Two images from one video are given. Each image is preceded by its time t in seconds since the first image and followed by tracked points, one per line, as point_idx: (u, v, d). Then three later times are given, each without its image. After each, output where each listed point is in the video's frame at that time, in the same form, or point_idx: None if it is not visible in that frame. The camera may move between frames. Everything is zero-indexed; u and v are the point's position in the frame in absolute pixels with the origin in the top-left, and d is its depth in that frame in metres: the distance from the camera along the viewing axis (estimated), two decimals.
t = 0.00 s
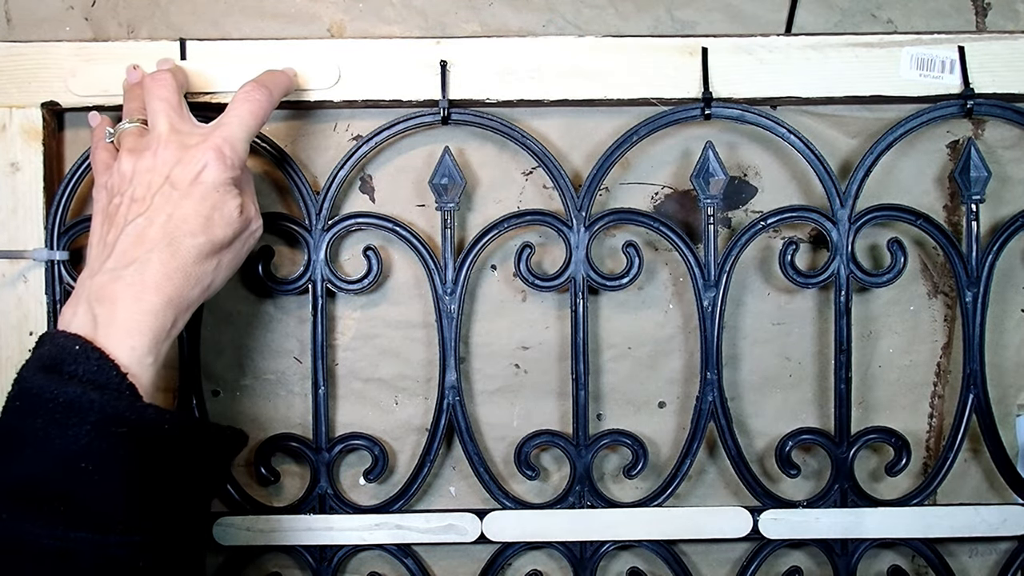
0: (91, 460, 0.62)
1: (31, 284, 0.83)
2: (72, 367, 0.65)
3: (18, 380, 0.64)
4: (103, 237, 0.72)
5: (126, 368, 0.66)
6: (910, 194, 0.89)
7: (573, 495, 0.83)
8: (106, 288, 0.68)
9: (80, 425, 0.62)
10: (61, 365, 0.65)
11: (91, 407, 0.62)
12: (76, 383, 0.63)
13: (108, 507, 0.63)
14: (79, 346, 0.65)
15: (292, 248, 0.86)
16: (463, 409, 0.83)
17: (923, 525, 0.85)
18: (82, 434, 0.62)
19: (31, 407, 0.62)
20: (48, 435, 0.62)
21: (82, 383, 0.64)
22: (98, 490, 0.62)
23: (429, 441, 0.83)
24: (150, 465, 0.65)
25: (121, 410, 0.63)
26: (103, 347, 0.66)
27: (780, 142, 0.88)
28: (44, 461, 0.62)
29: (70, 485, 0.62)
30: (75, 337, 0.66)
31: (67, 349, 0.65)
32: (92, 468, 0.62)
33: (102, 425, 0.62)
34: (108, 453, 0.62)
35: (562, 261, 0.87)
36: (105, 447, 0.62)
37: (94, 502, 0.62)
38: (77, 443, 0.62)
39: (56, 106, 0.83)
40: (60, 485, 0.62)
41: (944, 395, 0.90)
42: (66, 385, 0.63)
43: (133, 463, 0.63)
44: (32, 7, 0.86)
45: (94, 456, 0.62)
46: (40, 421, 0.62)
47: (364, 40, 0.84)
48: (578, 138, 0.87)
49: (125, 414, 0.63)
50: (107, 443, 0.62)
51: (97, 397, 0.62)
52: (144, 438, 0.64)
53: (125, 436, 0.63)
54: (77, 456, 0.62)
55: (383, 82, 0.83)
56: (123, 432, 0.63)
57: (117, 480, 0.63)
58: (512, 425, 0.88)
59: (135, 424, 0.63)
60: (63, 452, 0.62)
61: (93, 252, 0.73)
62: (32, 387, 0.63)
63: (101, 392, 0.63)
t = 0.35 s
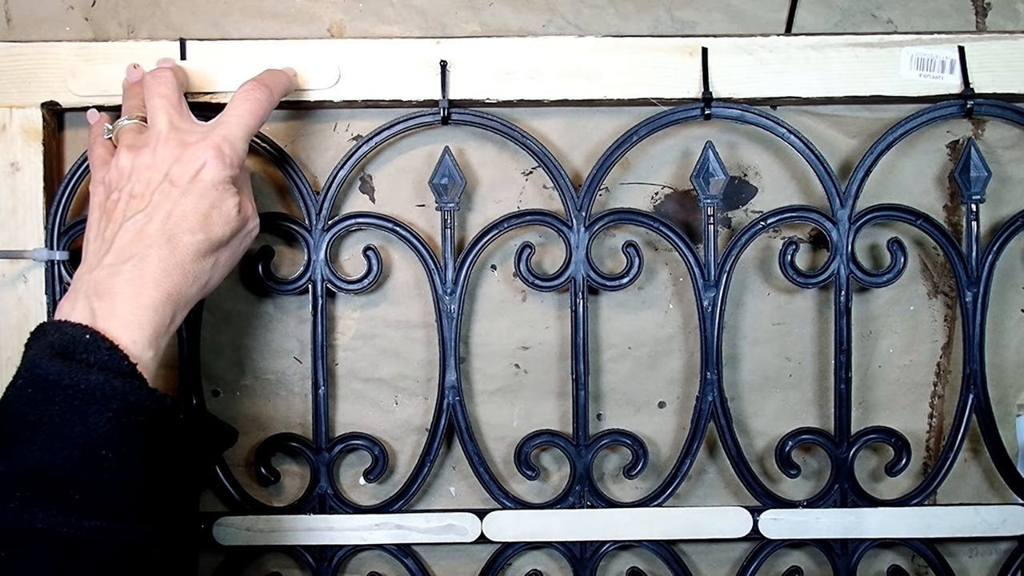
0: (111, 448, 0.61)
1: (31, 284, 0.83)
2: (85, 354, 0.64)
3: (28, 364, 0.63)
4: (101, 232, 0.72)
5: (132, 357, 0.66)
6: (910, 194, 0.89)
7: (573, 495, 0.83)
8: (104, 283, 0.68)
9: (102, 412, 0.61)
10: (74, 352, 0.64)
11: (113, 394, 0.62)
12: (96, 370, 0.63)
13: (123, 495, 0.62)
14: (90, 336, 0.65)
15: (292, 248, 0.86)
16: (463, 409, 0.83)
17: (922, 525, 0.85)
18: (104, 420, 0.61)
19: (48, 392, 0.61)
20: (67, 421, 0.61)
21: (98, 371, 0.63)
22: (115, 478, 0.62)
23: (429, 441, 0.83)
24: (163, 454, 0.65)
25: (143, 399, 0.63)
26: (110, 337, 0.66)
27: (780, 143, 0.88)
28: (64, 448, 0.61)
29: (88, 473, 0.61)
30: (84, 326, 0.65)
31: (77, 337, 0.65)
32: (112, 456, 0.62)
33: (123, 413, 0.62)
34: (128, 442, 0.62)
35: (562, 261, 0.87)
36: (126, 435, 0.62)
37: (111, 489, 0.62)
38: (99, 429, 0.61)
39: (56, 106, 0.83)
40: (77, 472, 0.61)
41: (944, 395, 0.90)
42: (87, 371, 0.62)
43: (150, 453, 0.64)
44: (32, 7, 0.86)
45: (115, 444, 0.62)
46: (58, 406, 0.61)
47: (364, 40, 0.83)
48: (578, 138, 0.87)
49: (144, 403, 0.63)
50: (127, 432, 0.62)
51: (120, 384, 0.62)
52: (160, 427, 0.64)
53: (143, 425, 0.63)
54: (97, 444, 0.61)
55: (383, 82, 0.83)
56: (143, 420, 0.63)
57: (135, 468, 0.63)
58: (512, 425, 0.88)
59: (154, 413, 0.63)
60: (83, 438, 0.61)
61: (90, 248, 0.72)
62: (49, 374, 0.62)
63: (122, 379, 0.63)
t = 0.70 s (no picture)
0: (113, 447, 0.62)
1: (32, 284, 0.83)
2: (88, 353, 0.64)
3: (32, 365, 0.63)
4: (103, 233, 0.72)
5: (136, 357, 0.66)
6: (910, 194, 0.89)
7: (573, 495, 0.83)
8: (108, 284, 0.68)
9: (104, 411, 0.62)
10: (78, 352, 0.64)
11: (116, 394, 0.62)
12: (100, 369, 0.63)
13: (126, 493, 0.62)
14: (93, 335, 0.65)
15: (292, 248, 0.86)
16: (463, 409, 0.83)
17: (923, 526, 0.84)
18: (106, 420, 0.61)
19: (51, 392, 0.62)
20: (69, 420, 0.61)
21: (102, 371, 0.63)
22: (117, 477, 0.62)
23: (429, 441, 0.83)
24: (165, 453, 0.65)
25: (145, 399, 0.63)
26: (115, 338, 0.66)
27: (780, 142, 0.88)
28: (66, 446, 0.61)
29: (90, 472, 0.61)
30: (87, 326, 0.65)
31: (79, 337, 0.65)
32: (114, 455, 0.62)
33: (124, 412, 0.62)
34: (130, 441, 0.62)
35: (562, 261, 0.87)
36: (128, 434, 0.62)
37: (113, 488, 0.62)
38: (101, 428, 0.61)
39: (57, 106, 0.83)
40: (80, 470, 0.61)
41: (944, 395, 0.90)
42: (90, 371, 0.63)
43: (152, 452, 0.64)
44: (33, 8, 0.87)
45: (117, 443, 0.62)
46: (61, 406, 0.62)
47: (364, 40, 0.84)
48: (578, 138, 0.87)
49: (146, 403, 0.63)
50: (129, 431, 0.62)
51: (123, 384, 0.63)
52: (162, 426, 0.64)
53: (144, 424, 0.63)
54: (99, 443, 0.61)
55: (383, 82, 0.83)
56: (145, 420, 0.63)
57: (137, 467, 0.63)
58: (512, 425, 0.88)
59: (157, 412, 0.64)
60: (85, 437, 0.61)
61: (93, 250, 0.72)
62: (52, 374, 0.62)
63: (125, 379, 0.63)
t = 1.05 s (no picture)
0: (107, 451, 0.62)
1: (32, 284, 0.83)
2: (84, 357, 0.64)
3: (30, 370, 0.63)
4: (105, 234, 0.72)
5: (134, 361, 0.66)
6: (910, 194, 0.89)
7: (573, 495, 0.83)
8: (109, 284, 0.68)
9: (97, 414, 0.61)
10: (74, 356, 0.64)
11: (109, 398, 0.62)
12: (93, 373, 0.63)
13: (120, 496, 0.62)
14: (90, 339, 0.65)
15: (292, 248, 0.86)
16: (463, 409, 0.83)
17: (923, 526, 0.84)
18: (99, 423, 0.61)
19: (45, 396, 0.62)
20: (63, 424, 0.61)
21: (97, 374, 0.63)
22: (111, 480, 0.62)
23: (429, 441, 0.83)
24: (161, 456, 0.65)
25: (138, 402, 0.63)
26: (114, 341, 0.66)
27: (780, 143, 0.88)
28: (60, 450, 0.61)
29: (85, 474, 0.61)
30: (84, 329, 0.65)
31: (77, 341, 0.65)
32: (108, 458, 0.62)
33: (118, 416, 0.62)
34: (123, 445, 0.62)
35: (562, 261, 0.87)
36: (122, 437, 0.62)
37: (108, 491, 0.62)
38: (95, 431, 0.61)
39: (56, 106, 0.83)
40: (74, 473, 0.61)
41: (944, 395, 0.90)
42: (84, 375, 0.62)
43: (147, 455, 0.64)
44: (33, 8, 0.87)
45: (110, 446, 0.62)
46: (56, 410, 0.61)
47: (364, 40, 0.84)
48: (578, 137, 0.87)
49: (140, 406, 0.63)
50: (123, 434, 0.62)
51: (115, 388, 0.62)
52: (156, 430, 0.64)
53: (139, 427, 0.63)
54: (94, 446, 0.61)
55: (383, 82, 0.83)
56: (139, 423, 0.63)
57: (131, 469, 0.63)
58: (512, 425, 0.88)
59: (150, 416, 0.63)
60: (79, 441, 0.61)
61: (94, 251, 0.72)
62: (46, 378, 0.62)
63: (118, 382, 0.63)
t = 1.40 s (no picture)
0: (96, 456, 0.61)
1: (32, 284, 0.83)
2: (79, 363, 0.64)
3: (26, 377, 0.64)
4: (106, 239, 0.72)
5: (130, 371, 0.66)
6: (910, 194, 0.89)
7: (573, 495, 0.83)
8: (110, 291, 0.68)
9: (87, 420, 0.62)
10: (68, 362, 0.64)
11: (99, 403, 0.62)
12: (85, 379, 0.63)
13: (110, 501, 0.62)
14: (84, 345, 0.65)
15: (292, 248, 0.86)
16: (463, 409, 0.83)
17: (923, 526, 0.84)
18: (89, 429, 0.61)
19: (38, 402, 0.62)
20: (55, 429, 0.61)
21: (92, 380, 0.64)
22: (101, 484, 0.62)
23: (429, 441, 0.83)
24: (155, 461, 0.64)
25: (128, 407, 0.63)
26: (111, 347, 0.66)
27: (780, 143, 0.88)
28: (51, 455, 0.61)
29: (75, 479, 0.61)
30: (80, 335, 0.66)
31: (72, 346, 0.65)
32: (98, 462, 0.61)
33: (109, 421, 0.62)
34: (114, 450, 0.62)
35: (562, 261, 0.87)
36: (112, 442, 0.62)
37: (99, 495, 0.62)
38: (85, 436, 0.61)
39: (57, 106, 0.83)
40: (64, 478, 0.61)
41: (944, 395, 0.90)
42: (75, 381, 0.63)
43: (139, 461, 0.63)
44: (33, 8, 0.87)
45: (99, 451, 0.62)
46: (48, 415, 0.62)
47: (364, 40, 0.84)
48: (578, 138, 0.87)
49: (131, 411, 0.63)
50: (113, 439, 0.62)
51: (105, 393, 0.62)
52: (148, 436, 0.64)
53: (129, 432, 0.63)
54: (84, 451, 0.61)
55: (383, 82, 0.83)
56: (130, 429, 0.63)
57: (121, 475, 0.62)
58: (512, 425, 0.88)
59: (141, 421, 0.63)
60: (70, 446, 0.61)
61: (95, 255, 0.73)
62: (39, 382, 0.63)
63: (109, 389, 0.63)
